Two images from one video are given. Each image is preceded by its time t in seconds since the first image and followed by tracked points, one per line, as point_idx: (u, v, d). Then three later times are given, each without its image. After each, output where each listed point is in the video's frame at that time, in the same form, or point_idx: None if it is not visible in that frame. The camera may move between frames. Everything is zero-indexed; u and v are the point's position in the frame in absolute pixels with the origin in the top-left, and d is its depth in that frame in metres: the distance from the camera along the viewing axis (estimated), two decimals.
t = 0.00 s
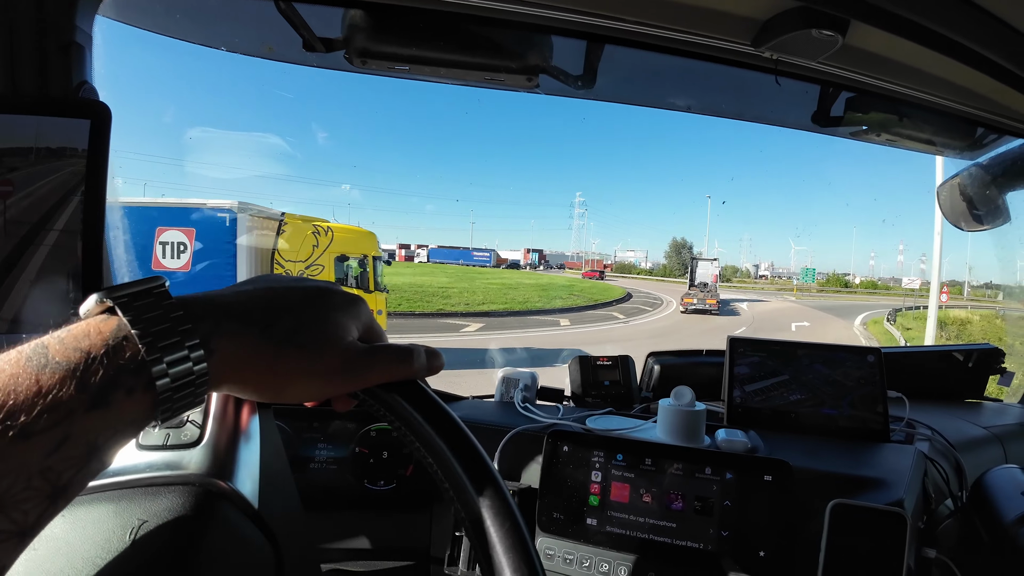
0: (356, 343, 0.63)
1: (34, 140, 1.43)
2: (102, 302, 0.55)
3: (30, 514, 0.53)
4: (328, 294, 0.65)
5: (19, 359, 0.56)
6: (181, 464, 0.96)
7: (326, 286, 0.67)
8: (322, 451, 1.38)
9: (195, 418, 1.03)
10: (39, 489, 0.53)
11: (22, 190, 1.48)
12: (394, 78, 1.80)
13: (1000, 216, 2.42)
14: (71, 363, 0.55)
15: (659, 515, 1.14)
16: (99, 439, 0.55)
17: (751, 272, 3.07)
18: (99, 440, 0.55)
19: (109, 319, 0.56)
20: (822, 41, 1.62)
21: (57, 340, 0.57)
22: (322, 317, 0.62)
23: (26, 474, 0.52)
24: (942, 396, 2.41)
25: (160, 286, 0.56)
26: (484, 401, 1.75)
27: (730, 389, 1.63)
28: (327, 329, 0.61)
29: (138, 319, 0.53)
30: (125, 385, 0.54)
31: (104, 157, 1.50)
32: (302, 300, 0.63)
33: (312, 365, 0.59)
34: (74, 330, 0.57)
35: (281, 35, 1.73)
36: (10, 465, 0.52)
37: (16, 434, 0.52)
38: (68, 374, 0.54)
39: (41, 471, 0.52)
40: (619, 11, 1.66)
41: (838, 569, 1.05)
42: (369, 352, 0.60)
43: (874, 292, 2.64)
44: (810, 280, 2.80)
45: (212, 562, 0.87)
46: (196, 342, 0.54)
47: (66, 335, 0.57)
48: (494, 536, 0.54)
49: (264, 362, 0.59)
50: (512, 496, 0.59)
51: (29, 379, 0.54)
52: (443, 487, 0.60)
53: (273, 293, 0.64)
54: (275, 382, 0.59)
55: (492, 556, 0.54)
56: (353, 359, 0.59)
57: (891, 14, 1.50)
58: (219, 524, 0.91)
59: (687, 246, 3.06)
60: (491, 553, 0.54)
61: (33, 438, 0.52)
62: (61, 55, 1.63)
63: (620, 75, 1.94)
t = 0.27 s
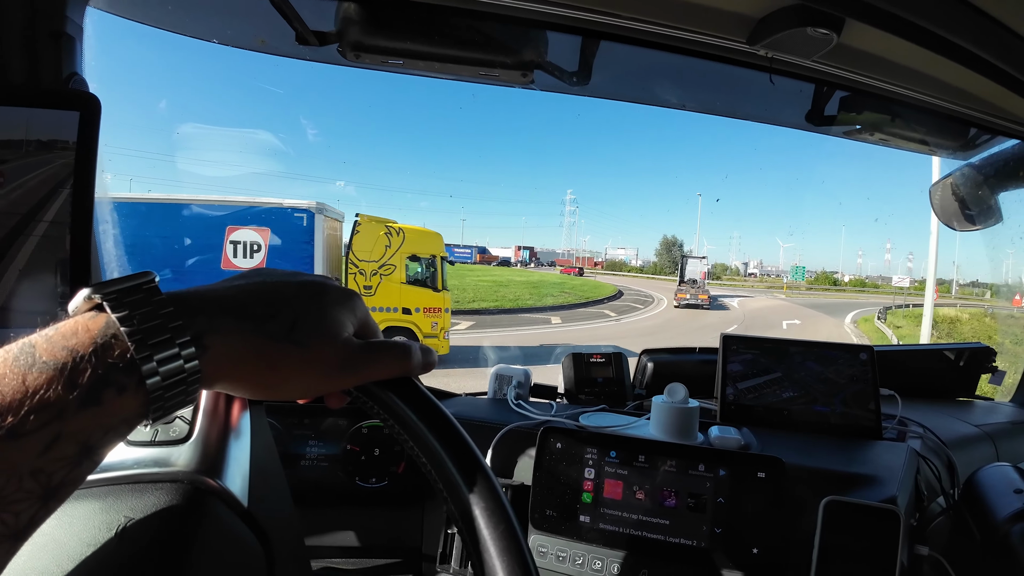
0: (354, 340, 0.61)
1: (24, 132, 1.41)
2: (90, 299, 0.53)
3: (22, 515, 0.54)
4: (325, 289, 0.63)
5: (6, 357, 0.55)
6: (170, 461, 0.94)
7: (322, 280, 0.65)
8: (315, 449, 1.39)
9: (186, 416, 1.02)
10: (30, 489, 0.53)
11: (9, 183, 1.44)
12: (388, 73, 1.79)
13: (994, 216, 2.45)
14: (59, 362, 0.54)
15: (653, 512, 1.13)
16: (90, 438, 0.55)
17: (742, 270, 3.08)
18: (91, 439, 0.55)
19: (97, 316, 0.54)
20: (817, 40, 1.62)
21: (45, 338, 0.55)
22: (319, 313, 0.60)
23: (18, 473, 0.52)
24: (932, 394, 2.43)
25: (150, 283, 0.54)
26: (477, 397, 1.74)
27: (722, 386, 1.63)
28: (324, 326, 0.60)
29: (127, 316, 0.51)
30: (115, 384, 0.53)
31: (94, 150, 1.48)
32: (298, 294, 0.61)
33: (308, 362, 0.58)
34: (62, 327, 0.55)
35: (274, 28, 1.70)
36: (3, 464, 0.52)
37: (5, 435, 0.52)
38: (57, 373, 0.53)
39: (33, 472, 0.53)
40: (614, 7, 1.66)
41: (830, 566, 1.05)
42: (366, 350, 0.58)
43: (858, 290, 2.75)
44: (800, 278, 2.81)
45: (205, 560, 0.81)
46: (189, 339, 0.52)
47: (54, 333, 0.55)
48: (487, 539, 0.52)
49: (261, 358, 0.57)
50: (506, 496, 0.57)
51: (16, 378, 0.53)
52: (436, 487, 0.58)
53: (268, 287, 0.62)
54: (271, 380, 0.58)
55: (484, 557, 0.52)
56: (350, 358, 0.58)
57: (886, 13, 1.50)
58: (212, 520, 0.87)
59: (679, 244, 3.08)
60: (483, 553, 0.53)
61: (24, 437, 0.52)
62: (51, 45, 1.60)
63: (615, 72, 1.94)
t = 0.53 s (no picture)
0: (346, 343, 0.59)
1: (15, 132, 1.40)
2: (74, 304, 0.52)
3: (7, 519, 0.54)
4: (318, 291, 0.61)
5: None
6: (159, 465, 0.92)
7: (314, 282, 0.63)
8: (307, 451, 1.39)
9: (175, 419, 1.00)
10: (14, 495, 0.54)
11: None
12: (381, 72, 1.78)
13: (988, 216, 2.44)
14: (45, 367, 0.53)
15: (646, 513, 1.13)
16: (75, 444, 0.54)
17: (735, 271, 3.09)
18: (76, 444, 0.54)
19: (82, 320, 0.53)
20: (812, 39, 1.62)
21: (32, 341, 0.55)
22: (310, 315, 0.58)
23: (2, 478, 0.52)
24: (926, 394, 2.44)
25: (137, 285, 0.53)
26: (471, 399, 1.73)
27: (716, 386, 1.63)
28: (314, 329, 0.58)
29: (110, 318, 0.49)
30: (101, 389, 0.52)
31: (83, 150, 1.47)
32: (289, 296, 0.60)
33: (297, 366, 0.56)
34: (48, 330, 0.54)
35: (266, 27, 1.69)
36: None
37: None
38: (42, 377, 0.53)
39: (17, 477, 0.53)
40: (608, 6, 1.65)
41: (824, 567, 1.05)
42: (356, 354, 0.56)
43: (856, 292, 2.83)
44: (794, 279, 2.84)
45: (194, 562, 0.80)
46: (175, 343, 0.51)
47: (40, 336, 0.55)
48: (478, 548, 0.52)
49: (249, 362, 0.56)
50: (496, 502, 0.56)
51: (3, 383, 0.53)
52: (426, 492, 0.58)
53: (258, 289, 0.60)
54: (261, 384, 0.56)
55: (474, 564, 0.52)
56: (340, 361, 0.56)
57: (880, 11, 1.50)
58: (202, 525, 0.86)
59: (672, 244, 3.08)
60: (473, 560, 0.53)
61: (10, 442, 0.52)
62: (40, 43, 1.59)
63: (609, 71, 1.93)
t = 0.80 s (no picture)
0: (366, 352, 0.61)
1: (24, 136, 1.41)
2: (102, 308, 0.53)
3: (28, 527, 0.53)
4: (338, 300, 0.63)
5: (19, 364, 0.55)
6: (178, 469, 0.94)
7: (331, 291, 0.65)
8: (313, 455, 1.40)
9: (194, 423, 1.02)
10: (37, 502, 0.53)
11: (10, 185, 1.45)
12: (385, 77, 1.80)
13: (987, 220, 2.47)
14: (72, 372, 0.54)
15: (651, 516, 1.14)
16: (100, 449, 0.55)
17: (733, 275, 3.10)
18: (100, 449, 0.55)
19: (109, 326, 0.54)
20: (811, 46, 1.63)
21: (57, 347, 0.55)
22: (331, 323, 0.60)
23: (25, 486, 0.52)
24: (925, 396, 2.45)
25: (164, 291, 0.53)
26: (474, 402, 1.74)
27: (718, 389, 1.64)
28: (335, 337, 0.59)
29: (139, 325, 0.50)
30: (127, 395, 0.53)
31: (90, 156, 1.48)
32: (310, 305, 0.61)
33: (319, 374, 0.58)
34: (74, 336, 0.55)
35: (272, 32, 1.71)
36: (12, 476, 0.52)
37: (15, 446, 0.51)
38: (70, 383, 0.53)
39: (40, 484, 0.52)
40: (610, 13, 1.67)
41: (826, 569, 1.05)
42: (375, 362, 0.58)
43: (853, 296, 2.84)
44: (793, 283, 2.89)
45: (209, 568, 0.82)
46: (202, 349, 0.52)
47: (65, 341, 0.55)
48: (494, 555, 0.53)
49: (272, 369, 0.57)
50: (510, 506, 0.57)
51: (28, 388, 0.53)
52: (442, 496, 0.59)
53: (279, 298, 0.62)
54: (283, 391, 0.58)
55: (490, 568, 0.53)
56: (361, 369, 0.58)
57: (878, 18, 1.52)
58: (217, 527, 0.87)
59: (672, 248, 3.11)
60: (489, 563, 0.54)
61: (34, 448, 0.52)
62: (47, 48, 1.60)
63: (611, 76, 1.95)
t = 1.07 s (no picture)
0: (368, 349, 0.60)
1: (27, 132, 1.41)
2: (97, 309, 0.52)
3: (28, 527, 0.53)
4: (340, 296, 0.62)
5: (14, 364, 0.55)
6: (177, 466, 0.93)
7: (334, 286, 0.64)
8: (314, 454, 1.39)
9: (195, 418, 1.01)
10: (36, 502, 0.53)
11: (16, 179, 1.46)
12: (390, 77, 1.80)
13: (990, 223, 2.44)
14: (66, 372, 0.53)
15: (656, 518, 1.13)
16: (97, 449, 0.55)
17: (733, 278, 3.10)
18: (97, 449, 0.55)
19: (104, 325, 0.53)
20: (816, 47, 1.63)
21: (51, 347, 0.55)
22: (332, 321, 0.59)
23: (24, 485, 0.52)
24: (928, 399, 2.44)
25: (161, 288, 0.53)
26: (476, 402, 1.74)
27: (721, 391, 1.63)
28: (337, 334, 0.59)
29: (135, 323, 0.50)
30: (123, 395, 0.52)
31: (93, 154, 1.47)
32: (311, 303, 0.60)
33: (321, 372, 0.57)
34: (69, 335, 0.55)
35: (275, 31, 1.70)
36: (10, 475, 0.52)
37: (12, 446, 0.51)
38: (65, 383, 0.53)
39: (38, 483, 0.53)
40: (614, 13, 1.67)
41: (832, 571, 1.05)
42: (377, 359, 0.57)
43: (855, 298, 2.72)
44: (793, 286, 2.90)
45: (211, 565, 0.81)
46: (198, 347, 0.51)
47: (60, 341, 0.55)
48: (500, 555, 0.52)
49: (273, 367, 0.57)
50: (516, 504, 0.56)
51: (23, 389, 0.53)
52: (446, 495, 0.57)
53: (281, 293, 0.61)
54: (286, 388, 0.58)
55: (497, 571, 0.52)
56: (363, 367, 0.57)
57: (884, 19, 1.51)
58: (218, 526, 0.86)
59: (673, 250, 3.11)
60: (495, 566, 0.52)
61: (32, 447, 0.52)
62: (51, 44, 1.60)
63: (614, 77, 1.95)
